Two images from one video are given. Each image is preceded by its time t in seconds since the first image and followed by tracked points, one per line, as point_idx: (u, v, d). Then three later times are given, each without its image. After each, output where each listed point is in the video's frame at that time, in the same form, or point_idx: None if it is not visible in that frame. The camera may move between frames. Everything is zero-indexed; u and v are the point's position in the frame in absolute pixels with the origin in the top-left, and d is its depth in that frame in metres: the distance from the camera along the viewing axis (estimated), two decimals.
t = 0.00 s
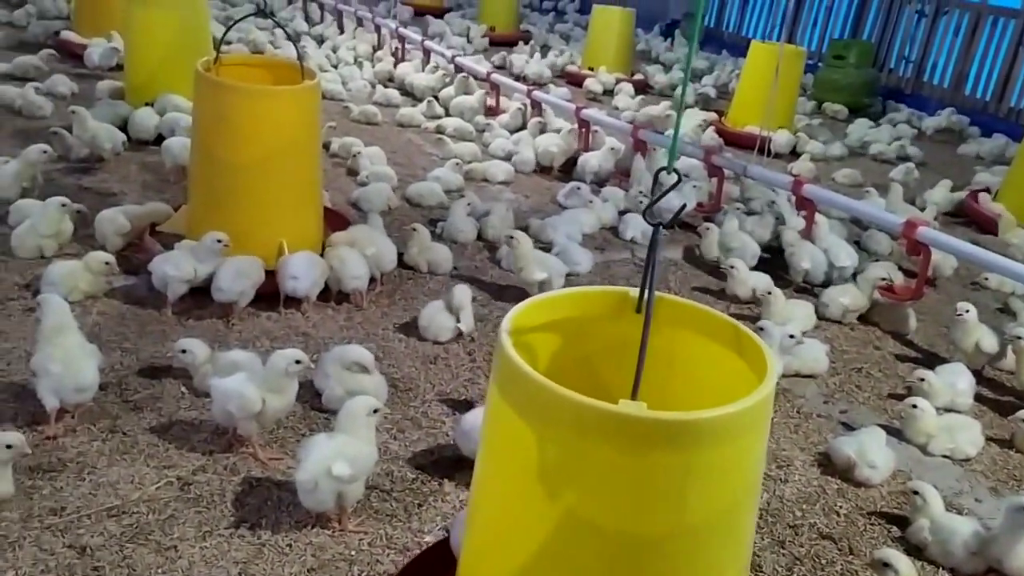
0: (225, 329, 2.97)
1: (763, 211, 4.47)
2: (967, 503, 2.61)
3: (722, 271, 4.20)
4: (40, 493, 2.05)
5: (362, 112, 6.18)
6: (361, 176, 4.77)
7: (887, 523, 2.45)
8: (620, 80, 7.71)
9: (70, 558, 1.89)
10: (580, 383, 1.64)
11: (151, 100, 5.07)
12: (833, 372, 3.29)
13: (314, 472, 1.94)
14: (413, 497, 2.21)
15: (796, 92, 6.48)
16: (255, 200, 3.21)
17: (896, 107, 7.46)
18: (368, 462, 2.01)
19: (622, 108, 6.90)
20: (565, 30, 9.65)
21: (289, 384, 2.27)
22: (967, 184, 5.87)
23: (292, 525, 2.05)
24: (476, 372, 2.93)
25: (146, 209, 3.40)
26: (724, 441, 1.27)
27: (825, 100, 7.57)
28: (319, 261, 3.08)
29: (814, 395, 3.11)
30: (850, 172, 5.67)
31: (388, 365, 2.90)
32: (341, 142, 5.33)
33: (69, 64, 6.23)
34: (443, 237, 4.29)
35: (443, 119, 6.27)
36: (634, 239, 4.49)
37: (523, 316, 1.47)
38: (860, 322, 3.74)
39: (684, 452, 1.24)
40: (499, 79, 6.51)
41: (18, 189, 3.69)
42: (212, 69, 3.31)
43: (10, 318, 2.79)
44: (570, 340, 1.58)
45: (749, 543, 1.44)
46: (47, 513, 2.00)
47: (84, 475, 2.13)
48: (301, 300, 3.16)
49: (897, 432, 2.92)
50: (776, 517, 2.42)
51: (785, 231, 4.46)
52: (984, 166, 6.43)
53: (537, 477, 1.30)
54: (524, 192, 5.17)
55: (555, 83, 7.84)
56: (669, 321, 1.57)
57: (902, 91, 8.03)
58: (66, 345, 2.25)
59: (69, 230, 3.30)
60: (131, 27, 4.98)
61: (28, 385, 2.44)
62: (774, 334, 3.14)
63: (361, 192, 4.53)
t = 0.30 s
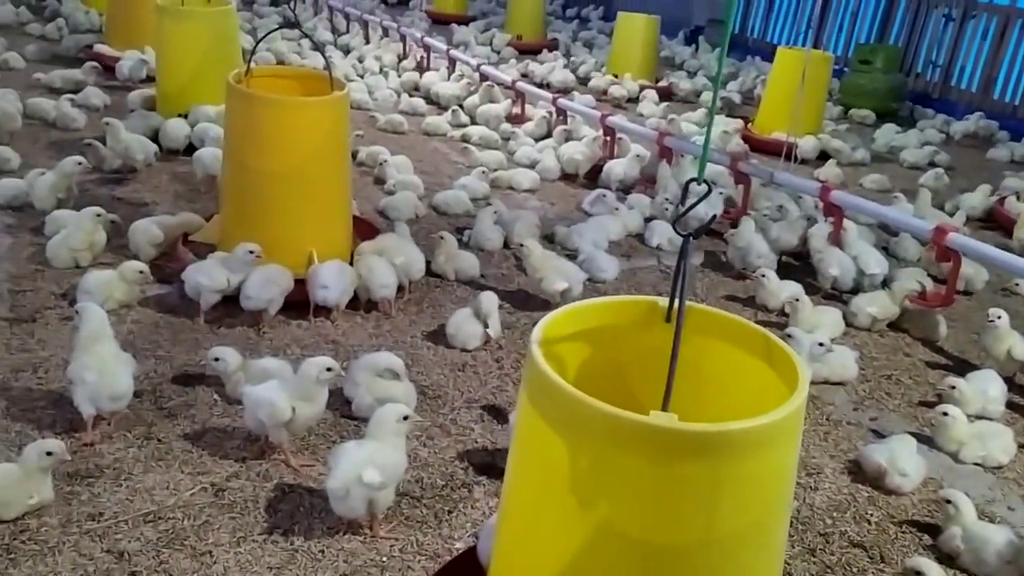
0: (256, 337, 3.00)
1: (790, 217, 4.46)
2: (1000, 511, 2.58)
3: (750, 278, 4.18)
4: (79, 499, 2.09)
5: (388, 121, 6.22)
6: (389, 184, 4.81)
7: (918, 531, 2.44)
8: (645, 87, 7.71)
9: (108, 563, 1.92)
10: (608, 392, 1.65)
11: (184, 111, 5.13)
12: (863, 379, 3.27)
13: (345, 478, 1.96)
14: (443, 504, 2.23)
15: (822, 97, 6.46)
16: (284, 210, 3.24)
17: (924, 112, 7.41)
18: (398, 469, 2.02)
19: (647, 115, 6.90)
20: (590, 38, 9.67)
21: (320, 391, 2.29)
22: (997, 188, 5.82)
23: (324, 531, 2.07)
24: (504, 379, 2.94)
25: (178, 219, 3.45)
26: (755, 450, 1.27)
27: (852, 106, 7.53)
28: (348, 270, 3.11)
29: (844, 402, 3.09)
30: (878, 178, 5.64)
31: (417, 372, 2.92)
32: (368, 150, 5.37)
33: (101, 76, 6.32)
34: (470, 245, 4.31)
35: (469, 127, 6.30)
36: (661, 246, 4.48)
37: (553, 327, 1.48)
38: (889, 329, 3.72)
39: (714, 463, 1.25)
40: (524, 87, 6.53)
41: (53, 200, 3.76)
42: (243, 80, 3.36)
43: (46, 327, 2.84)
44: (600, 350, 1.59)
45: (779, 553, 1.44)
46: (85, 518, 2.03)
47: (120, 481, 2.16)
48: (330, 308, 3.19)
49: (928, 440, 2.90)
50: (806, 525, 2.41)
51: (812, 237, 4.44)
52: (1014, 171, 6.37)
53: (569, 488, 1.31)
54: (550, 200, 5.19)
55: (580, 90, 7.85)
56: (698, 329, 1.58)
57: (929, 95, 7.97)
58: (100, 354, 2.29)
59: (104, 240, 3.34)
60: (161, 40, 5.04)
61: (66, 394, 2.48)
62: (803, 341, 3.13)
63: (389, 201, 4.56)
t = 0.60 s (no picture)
0: (281, 340, 3.02)
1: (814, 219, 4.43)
2: None
3: (774, 282, 4.15)
4: (108, 500, 2.11)
5: (410, 125, 6.24)
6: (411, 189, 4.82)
7: (946, 536, 2.42)
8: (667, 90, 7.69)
9: (138, 563, 1.93)
10: (627, 395, 1.64)
11: (207, 116, 5.18)
12: (889, 383, 3.24)
13: (370, 481, 1.97)
14: (468, 506, 2.23)
15: (845, 99, 6.42)
16: (307, 214, 3.26)
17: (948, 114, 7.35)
18: (423, 472, 2.03)
19: (669, 118, 6.88)
20: (610, 42, 9.66)
21: (344, 394, 2.30)
22: None
23: (350, 533, 2.08)
24: (527, 382, 2.94)
25: (203, 223, 3.48)
26: (775, 453, 1.27)
27: (875, 108, 7.48)
28: (372, 273, 3.12)
29: (870, 406, 3.07)
30: (902, 180, 5.59)
31: (441, 375, 2.92)
32: (390, 155, 5.38)
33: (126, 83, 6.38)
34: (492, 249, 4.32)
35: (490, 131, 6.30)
36: (683, 249, 4.47)
37: (571, 329, 1.48)
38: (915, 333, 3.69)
39: (734, 465, 1.24)
40: (546, 91, 6.52)
41: (81, 205, 3.80)
42: (267, 85, 3.38)
43: (75, 330, 2.87)
44: (618, 352, 1.59)
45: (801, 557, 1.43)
46: (115, 519, 2.05)
47: (149, 482, 2.18)
48: (354, 312, 3.20)
49: (955, 444, 2.87)
50: (833, 529, 2.39)
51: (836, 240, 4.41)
52: None
53: (587, 490, 1.31)
54: (572, 204, 5.18)
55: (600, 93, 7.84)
56: (718, 332, 1.57)
57: (953, 97, 7.90)
58: (127, 358, 2.31)
59: (131, 244, 3.37)
60: (185, 46, 5.08)
61: (95, 396, 2.50)
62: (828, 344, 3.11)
63: (411, 205, 4.57)
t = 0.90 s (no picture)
0: (314, 348, 3.05)
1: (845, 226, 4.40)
2: None
3: (804, 289, 4.13)
4: (149, 507, 2.14)
5: (437, 132, 6.27)
6: (439, 196, 4.84)
7: (983, 546, 2.40)
8: (694, 96, 7.67)
9: (179, 570, 1.96)
10: (655, 404, 1.65)
11: (238, 125, 5.23)
12: (923, 391, 3.22)
13: (406, 490, 1.98)
14: (502, 514, 2.24)
15: (874, 103, 6.37)
16: (338, 222, 3.28)
17: (978, 118, 7.29)
18: (457, 480, 2.04)
19: (695, 124, 6.87)
20: (636, 48, 9.66)
21: (378, 404, 2.32)
22: None
23: (386, 541, 2.10)
24: (558, 390, 2.95)
25: (237, 232, 3.52)
26: (805, 462, 1.27)
27: (904, 112, 7.43)
28: (403, 282, 3.14)
29: (904, 414, 3.05)
30: (933, 185, 5.55)
31: (473, 383, 2.94)
32: (418, 162, 5.41)
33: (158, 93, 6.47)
34: (521, 256, 4.32)
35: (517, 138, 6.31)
36: (712, 256, 4.46)
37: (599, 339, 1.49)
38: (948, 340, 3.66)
39: (763, 475, 1.25)
40: (572, 98, 6.53)
41: (117, 215, 3.85)
42: (299, 96, 3.42)
43: (113, 338, 2.91)
44: (647, 362, 1.60)
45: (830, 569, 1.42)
46: (156, 526, 2.08)
47: (188, 490, 2.21)
48: (386, 319, 3.23)
49: (991, 453, 2.84)
50: (868, 539, 2.38)
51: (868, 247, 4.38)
52: None
53: (617, 499, 1.32)
54: (600, 211, 5.18)
55: (627, 99, 7.82)
56: (746, 342, 1.57)
57: (983, 100, 7.83)
58: (179, 364, 2.38)
59: (166, 254, 3.42)
60: (217, 56, 5.14)
61: (134, 403, 2.54)
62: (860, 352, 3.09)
63: (440, 213, 4.60)
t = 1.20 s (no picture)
0: (352, 358, 3.07)
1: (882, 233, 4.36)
2: None
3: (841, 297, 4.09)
4: (194, 515, 2.17)
5: (469, 142, 6.30)
6: (472, 206, 4.86)
7: None
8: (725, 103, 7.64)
9: None
10: (693, 411, 1.65)
11: (273, 138, 5.30)
12: (964, 400, 3.18)
13: (446, 499, 1.99)
14: (541, 524, 2.25)
15: (908, 109, 6.32)
16: (375, 233, 3.31)
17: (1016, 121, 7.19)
18: (497, 490, 2.05)
19: (728, 131, 6.83)
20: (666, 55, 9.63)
21: (417, 414, 2.33)
22: None
23: (426, 550, 2.11)
24: (594, 399, 2.95)
25: (275, 244, 3.56)
26: (845, 470, 1.26)
27: (940, 116, 7.35)
28: (439, 292, 3.16)
29: (945, 423, 3.01)
30: (970, 191, 5.48)
31: (508, 393, 2.95)
32: (451, 172, 5.44)
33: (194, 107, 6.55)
34: (555, 265, 4.32)
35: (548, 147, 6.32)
36: (746, 263, 4.44)
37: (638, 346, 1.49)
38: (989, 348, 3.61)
39: (804, 483, 1.24)
40: (603, 106, 6.51)
41: (157, 227, 3.91)
42: (336, 108, 3.46)
43: (156, 349, 2.95)
44: (684, 369, 1.59)
45: None
46: (201, 534, 2.11)
47: (230, 499, 2.23)
48: (422, 329, 3.25)
49: None
50: (910, 549, 2.36)
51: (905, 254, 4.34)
52: None
53: (656, 507, 1.32)
54: (632, 219, 5.18)
55: (658, 107, 7.81)
56: (785, 350, 1.57)
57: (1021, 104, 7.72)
58: (213, 369, 2.40)
59: (205, 266, 3.46)
60: (252, 70, 5.21)
61: (176, 414, 2.58)
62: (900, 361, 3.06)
63: (473, 223, 4.62)
